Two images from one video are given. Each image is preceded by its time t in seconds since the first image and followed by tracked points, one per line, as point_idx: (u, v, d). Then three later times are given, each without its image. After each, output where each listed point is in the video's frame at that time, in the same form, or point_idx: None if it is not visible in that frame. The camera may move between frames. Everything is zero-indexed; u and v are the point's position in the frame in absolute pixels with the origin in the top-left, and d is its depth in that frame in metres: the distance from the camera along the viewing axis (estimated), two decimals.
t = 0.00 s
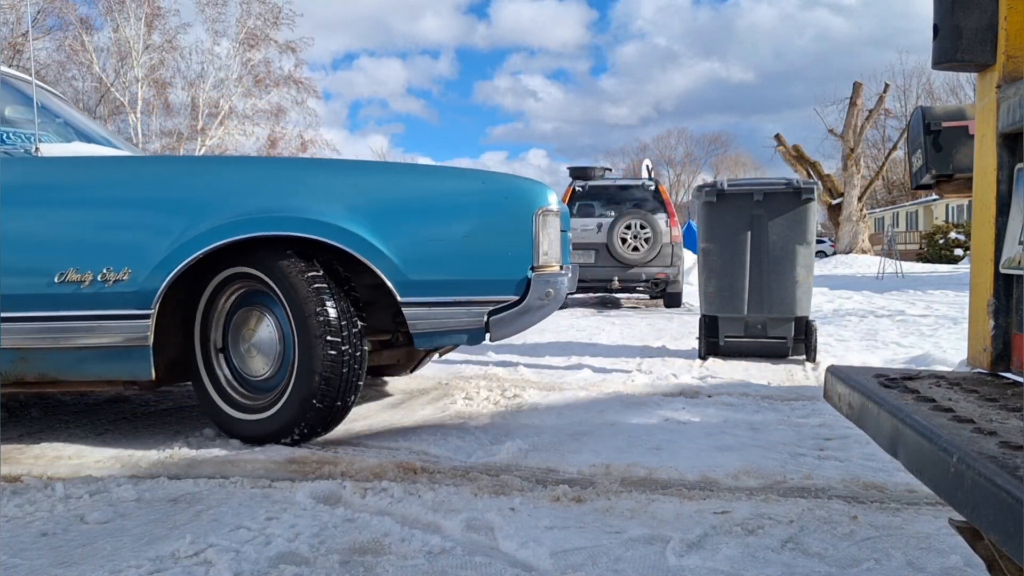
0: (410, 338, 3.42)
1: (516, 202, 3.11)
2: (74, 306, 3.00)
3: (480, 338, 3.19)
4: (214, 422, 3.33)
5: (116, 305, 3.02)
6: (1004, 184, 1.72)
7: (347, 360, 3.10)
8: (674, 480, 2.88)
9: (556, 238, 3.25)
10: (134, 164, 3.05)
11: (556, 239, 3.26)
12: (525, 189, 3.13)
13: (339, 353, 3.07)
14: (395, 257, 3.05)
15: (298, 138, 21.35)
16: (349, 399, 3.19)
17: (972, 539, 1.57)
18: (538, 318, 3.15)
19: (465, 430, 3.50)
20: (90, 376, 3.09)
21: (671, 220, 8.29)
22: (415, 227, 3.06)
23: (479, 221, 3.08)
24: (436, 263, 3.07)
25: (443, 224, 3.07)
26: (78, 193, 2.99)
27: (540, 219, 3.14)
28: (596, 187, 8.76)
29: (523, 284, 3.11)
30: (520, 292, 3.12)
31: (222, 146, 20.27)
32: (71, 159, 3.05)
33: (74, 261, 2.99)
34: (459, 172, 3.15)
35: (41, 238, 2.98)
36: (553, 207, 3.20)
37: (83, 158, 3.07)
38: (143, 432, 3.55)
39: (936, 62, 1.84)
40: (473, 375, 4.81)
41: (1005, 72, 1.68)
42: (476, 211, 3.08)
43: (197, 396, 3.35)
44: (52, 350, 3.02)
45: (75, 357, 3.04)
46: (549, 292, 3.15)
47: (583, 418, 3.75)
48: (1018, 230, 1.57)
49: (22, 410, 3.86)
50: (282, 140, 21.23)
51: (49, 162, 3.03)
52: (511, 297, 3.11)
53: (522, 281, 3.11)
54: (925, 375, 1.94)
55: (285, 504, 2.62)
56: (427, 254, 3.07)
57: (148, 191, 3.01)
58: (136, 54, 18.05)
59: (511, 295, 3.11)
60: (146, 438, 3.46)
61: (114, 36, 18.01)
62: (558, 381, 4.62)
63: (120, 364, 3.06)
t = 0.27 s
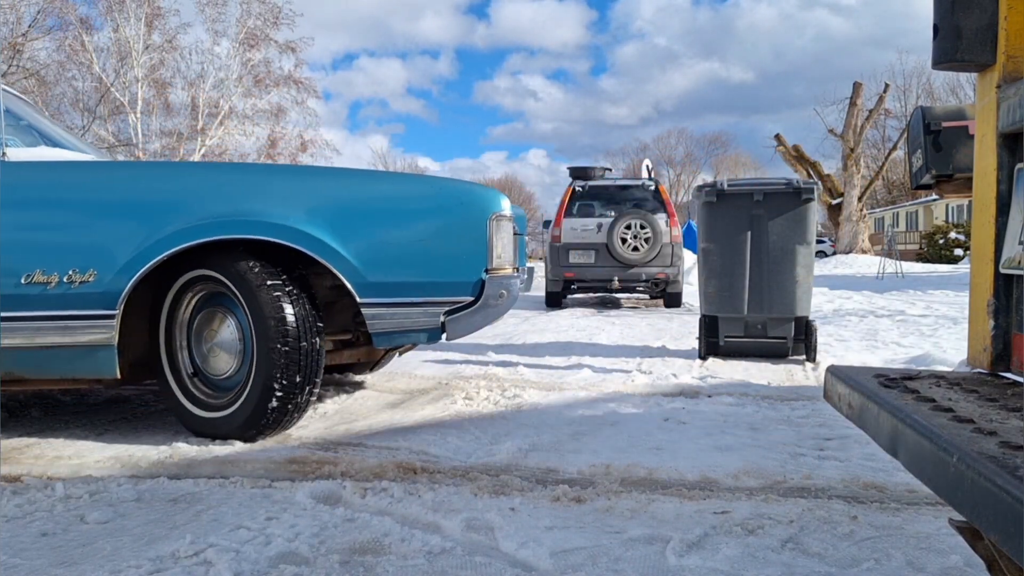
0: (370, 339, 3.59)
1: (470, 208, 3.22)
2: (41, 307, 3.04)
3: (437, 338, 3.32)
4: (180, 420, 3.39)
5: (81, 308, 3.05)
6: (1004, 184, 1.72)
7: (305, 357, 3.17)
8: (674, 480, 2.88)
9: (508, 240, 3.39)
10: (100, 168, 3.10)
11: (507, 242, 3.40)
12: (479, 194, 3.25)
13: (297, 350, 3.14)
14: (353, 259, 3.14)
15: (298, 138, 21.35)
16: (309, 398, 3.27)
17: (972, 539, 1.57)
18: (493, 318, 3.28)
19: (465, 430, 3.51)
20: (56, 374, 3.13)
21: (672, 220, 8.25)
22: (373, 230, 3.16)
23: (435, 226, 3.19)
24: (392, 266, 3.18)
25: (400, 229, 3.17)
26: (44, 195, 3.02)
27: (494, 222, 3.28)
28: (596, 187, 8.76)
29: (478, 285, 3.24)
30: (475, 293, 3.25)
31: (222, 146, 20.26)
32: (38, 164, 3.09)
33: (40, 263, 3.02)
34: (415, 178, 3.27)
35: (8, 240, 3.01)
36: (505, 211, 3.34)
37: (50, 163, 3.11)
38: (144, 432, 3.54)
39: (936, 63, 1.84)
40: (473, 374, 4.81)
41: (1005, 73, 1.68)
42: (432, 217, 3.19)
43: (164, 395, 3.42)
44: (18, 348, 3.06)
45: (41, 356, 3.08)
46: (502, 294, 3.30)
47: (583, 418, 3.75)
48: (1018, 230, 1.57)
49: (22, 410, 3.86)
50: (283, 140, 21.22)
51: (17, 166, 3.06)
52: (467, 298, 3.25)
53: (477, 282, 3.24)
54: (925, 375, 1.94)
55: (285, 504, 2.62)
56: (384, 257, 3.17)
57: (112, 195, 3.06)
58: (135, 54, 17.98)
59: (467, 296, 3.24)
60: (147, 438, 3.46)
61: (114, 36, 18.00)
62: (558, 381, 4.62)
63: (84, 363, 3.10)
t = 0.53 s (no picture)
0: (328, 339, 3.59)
1: (425, 214, 3.37)
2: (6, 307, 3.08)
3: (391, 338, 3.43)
4: (143, 416, 3.45)
5: (45, 310, 3.09)
6: (1004, 184, 1.72)
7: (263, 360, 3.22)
8: (674, 480, 2.88)
9: (461, 243, 3.55)
10: (64, 171, 3.14)
11: (460, 245, 3.55)
12: (432, 199, 3.40)
13: (255, 352, 3.19)
14: (313, 261, 3.23)
15: (298, 138, 21.35)
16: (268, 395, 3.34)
17: (972, 540, 1.57)
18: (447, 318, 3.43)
19: (464, 430, 3.50)
20: (21, 372, 3.17)
21: (672, 220, 8.24)
22: (332, 233, 3.25)
23: (391, 229, 3.31)
24: (348, 267, 3.28)
25: (356, 233, 3.28)
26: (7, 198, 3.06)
27: (447, 226, 3.43)
28: (596, 186, 8.75)
29: (432, 287, 3.39)
30: (429, 294, 3.40)
31: (222, 146, 20.26)
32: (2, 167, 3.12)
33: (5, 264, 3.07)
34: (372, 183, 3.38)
35: None
36: (457, 216, 3.50)
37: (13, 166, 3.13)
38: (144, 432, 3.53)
39: (935, 63, 1.84)
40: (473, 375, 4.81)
41: (1005, 73, 1.68)
42: (389, 221, 3.31)
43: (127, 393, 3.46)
44: None
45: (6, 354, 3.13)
46: (455, 295, 3.45)
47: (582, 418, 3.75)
48: (1018, 230, 1.57)
49: (23, 410, 3.85)
50: (283, 140, 21.21)
51: None
52: (421, 298, 3.38)
53: (431, 284, 3.38)
54: (925, 375, 1.94)
55: (285, 503, 2.62)
56: (342, 259, 3.27)
57: (76, 198, 3.10)
58: (136, 54, 18.15)
59: (421, 296, 3.38)
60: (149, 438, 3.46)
61: (114, 36, 18.00)
62: (558, 381, 4.62)
63: (48, 362, 3.14)
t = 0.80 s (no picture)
0: (291, 337, 3.68)
1: (388, 215, 3.42)
2: None
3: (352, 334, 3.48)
4: (110, 413, 3.49)
5: (12, 309, 3.15)
6: (1004, 184, 1.72)
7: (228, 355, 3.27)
8: (674, 480, 2.88)
9: (420, 243, 3.61)
10: (33, 174, 3.18)
11: (419, 244, 3.62)
12: (392, 200, 3.45)
13: (219, 348, 3.24)
14: (274, 259, 3.27)
15: (298, 138, 21.34)
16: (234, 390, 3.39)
17: (972, 539, 1.57)
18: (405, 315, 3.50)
19: (464, 430, 3.50)
20: None
21: (672, 220, 8.24)
22: (293, 233, 3.29)
23: (353, 229, 3.36)
24: (311, 266, 3.32)
25: (318, 233, 3.32)
26: None
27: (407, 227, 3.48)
28: (596, 186, 8.74)
29: (391, 286, 3.44)
30: (389, 293, 3.45)
31: (222, 146, 20.25)
32: None
33: None
34: (333, 185, 3.43)
35: None
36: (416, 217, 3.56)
37: None
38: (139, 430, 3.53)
39: (935, 63, 1.85)
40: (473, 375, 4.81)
41: (1005, 73, 1.69)
42: (351, 222, 3.36)
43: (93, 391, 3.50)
44: None
45: None
46: (413, 292, 3.52)
47: (582, 418, 3.75)
48: (1018, 230, 1.57)
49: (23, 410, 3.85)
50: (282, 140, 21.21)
51: None
52: (381, 295, 3.43)
53: (391, 283, 3.43)
54: (925, 374, 1.94)
55: (285, 503, 2.62)
56: (303, 257, 3.31)
57: (43, 200, 3.14)
58: (136, 54, 18.16)
59: (380, 293, 3.43)
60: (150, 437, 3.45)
61: (114, 36, 18.00)
62: (558, 381, 4.61)
63: (16, 359, 3.19)
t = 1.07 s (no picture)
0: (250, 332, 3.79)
1: (345, 216, 3.54)
2: None
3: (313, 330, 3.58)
4: (75, 407, 3.57)
5: None
6: (1004, 184, 1.72)
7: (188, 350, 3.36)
8: (674, 480, 2.88)
9: (377, 243, 3.74)
10: None
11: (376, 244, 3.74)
12: (349, 202, 3.57)
13: (180, 343, 3.32)
14: (235, 258, 3.36)
15: (298, 138, 21.34)
16: (194, 385, 3.49)
17: (972, 539, 1.57)
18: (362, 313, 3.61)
19: (463, 430, 3.50)
20: None
21: (672, 220, 8.24)
22: (253, 233, 3.39)
23: (310, 229, 3.47)
24: (269, 264, 3.42)
25: (277, 232, 3.42)
26: None
27: (363, 226, 3.61)
28: (596, 186, 8.74)
29: (349, 282, 3.57)
30: (347, 290, 3.58)
31: (222, 146, 20.25)
32: None
33: None
34: (292, 186, 3.53)
35: None
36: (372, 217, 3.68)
37: None
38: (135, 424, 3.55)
39: (935, 63, 1.85)
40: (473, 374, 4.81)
41: (1005, 73, 1.69)
42: (309, 222, 3.47)
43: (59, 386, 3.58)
44: None
45: None
46: (371, 289, 3.64)
47: (582, 418, 3.75)
48: (1018, 230, 1.57)
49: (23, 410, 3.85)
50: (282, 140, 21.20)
51: None
52: (340, 291, 3.55)
53: (348, 280, 3.56)
54: (925, 374, 1.94)
55: (285, 503, 2.62)
56: (263, 256, 3.41)
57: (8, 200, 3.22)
58: (136, 54, 18.18)
59: (339, 289, 3.55)
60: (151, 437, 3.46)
61: (114, 36, 18.00)
62: (558, 381, 4.61)
63: None
